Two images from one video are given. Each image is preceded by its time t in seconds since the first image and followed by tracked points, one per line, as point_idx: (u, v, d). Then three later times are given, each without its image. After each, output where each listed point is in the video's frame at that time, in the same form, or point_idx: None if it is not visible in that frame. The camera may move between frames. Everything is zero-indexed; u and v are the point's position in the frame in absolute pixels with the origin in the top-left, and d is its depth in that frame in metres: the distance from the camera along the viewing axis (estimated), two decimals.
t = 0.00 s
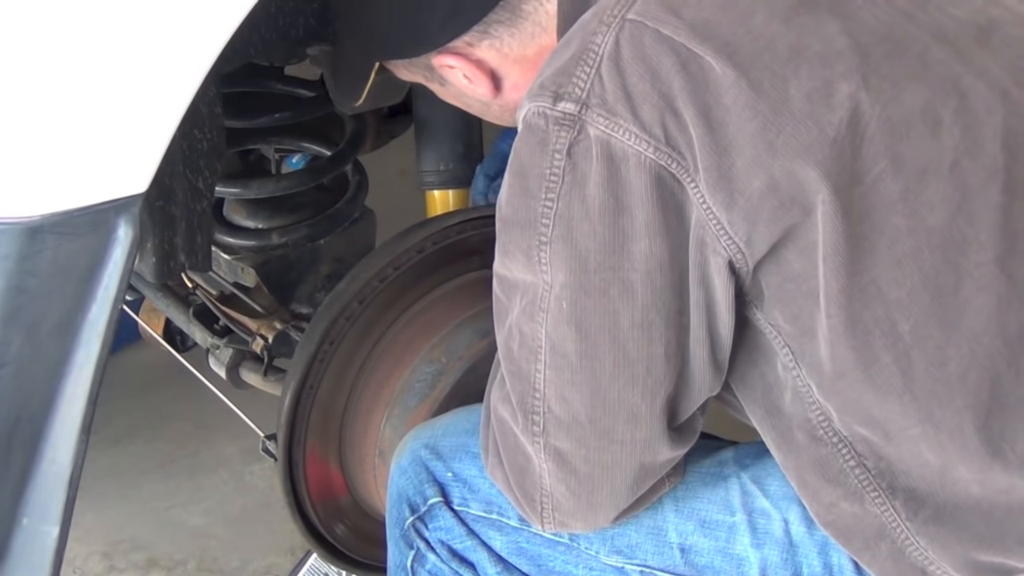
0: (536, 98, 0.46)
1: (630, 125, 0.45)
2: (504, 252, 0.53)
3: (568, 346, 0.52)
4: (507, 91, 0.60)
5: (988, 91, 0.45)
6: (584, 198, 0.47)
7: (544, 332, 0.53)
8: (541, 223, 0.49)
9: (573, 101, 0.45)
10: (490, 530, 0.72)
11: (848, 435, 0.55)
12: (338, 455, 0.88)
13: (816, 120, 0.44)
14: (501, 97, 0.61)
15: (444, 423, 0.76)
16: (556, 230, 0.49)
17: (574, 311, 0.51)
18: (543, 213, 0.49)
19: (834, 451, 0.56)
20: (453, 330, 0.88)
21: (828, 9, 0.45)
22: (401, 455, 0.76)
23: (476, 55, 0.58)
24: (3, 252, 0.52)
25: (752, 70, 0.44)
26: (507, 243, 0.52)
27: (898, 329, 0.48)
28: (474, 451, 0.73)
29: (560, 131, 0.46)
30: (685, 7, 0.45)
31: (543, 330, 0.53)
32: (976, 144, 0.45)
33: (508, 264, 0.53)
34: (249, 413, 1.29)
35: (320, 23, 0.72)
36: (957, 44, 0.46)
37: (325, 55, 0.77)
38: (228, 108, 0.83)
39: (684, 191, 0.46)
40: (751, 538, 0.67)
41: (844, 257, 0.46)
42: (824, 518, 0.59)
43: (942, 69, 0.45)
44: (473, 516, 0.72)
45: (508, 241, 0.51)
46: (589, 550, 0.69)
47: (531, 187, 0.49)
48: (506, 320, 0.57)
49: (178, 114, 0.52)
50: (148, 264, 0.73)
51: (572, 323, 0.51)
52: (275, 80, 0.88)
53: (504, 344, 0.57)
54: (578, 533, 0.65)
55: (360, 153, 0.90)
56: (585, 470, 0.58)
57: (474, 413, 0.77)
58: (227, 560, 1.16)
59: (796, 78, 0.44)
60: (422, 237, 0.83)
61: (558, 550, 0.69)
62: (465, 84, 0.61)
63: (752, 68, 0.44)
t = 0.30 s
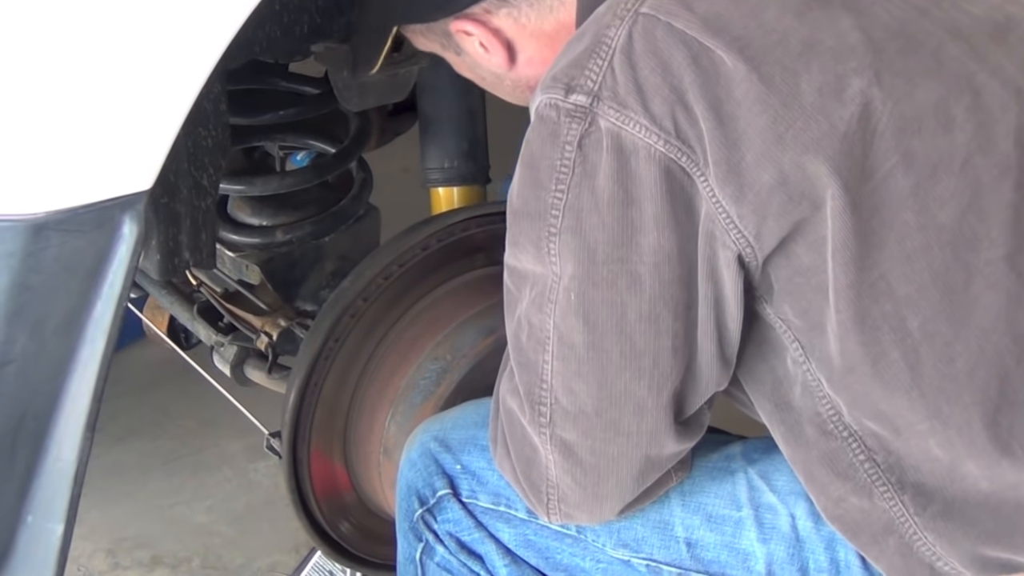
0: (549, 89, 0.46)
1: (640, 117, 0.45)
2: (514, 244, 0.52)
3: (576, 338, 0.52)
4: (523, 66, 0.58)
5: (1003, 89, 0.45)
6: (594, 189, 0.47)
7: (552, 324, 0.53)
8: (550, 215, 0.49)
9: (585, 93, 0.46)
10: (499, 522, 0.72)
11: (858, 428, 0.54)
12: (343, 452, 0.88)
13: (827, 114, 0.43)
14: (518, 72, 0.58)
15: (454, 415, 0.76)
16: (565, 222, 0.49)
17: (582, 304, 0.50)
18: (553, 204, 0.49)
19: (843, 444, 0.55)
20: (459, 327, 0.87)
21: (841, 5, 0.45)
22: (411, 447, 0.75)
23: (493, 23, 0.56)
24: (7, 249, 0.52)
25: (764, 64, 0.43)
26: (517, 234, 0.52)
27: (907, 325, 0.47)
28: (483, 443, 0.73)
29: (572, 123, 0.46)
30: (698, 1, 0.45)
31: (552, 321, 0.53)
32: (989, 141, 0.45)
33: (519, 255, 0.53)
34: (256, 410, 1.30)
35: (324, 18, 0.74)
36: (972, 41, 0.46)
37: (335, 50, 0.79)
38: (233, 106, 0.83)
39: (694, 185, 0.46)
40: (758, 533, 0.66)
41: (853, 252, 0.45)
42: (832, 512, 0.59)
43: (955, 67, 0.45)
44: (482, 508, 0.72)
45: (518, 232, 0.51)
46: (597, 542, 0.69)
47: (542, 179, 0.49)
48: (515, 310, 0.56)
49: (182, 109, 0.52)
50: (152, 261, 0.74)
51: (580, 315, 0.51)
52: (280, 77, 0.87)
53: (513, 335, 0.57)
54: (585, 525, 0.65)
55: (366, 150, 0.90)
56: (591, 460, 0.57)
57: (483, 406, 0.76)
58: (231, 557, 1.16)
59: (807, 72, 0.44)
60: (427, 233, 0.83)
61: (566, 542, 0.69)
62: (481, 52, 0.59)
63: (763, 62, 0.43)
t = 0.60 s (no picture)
0: (551, 72, 0.47)
1: (640, 97, 0.45)
2: (517, 227, 0.53)
3: (577, 318, 0.52)
4: (529, 45, 0.56)
5: (1002, 76, 0.45)
6: (595, 170, 0.48)
7: (554, 305, 0.53)
8: (551, 196, 0.50)
9: (586, 76, 0.46)
10: (503, 510, 0.71)
11: (858, 411, 0.54)
12: (348, 447, 0.88)
13: (823, 96, 0.44)
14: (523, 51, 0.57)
15: (459, 406, 0.77)
16: (566, 202, 0.49)
17: (583, 284, 0.51)
18: (554, 185, 0.49)
19: (843, 427, 0.55)
20: (462, 321, 0.87)
21: None
22: (417, 437, 0.76)
23: None
24: (11, 244, 0.52)
25: (762, 46, 0.44)
26: (519, 216, 0.52)
27: (905, 307, 0.47)
28: (489, 432, 0.73)
29: (573, 105, 0.47)
30: None
31: (554, 303, 0.53)
32: (986, 126, 0.45)
33: (522, 238, 0.53)
34: (260, 406, 1.30)
35: (328, 14, 0.75)
36: (973, 27, 0.46)
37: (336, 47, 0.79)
38: (237, 101, 0.83)
39: (693, 165, 0.47)
40: (761, 521, 0.66)
41: (849, 232, 0.45)
42: (834, 496, 0.58)
43: (954, 53, 0.45)
44: (487, 496, 0.72)
45: (520, 214, 0.52)
46: (600, 529, 0.68)
47: (544, 160, 0.49)
48: (520, 293, 0.57)
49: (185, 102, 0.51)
50: (155, 256, 0.73)
51: (581, 296, 0.51)
52: (284, 72, 0.87)
53: (517, 318, 0.57)
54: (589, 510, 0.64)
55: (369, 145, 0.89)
56: (593, 443, 0.57)
57: (488, 396, 0.77)
58: (236, 552, 1.16)
59: (805, 55, 0.44)
60: (432, 228, 0.84)
61: (570, 529, 0.69)
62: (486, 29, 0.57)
63: (762, 44, 0.44)
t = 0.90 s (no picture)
0: (556, 61, 0.48)
1: (643, 86, 0.46)
2: (522, 215, 0.53)
3: (580, 305, 0.52)
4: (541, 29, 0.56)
5: (1006, 68, 0.45)
6: (598, 157, 0.48)
7: (559, 292, 0.53)
8: (556, 183, 0.50)
9: (590, 64, 0.47)
10: (508, 498, 0.71)
11: (861, 399, 0.54)
12: (350, 440, 0.88)
13: (823, 86, 0.44)
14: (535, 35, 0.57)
15: (465, 394, 0.76)
16: (570, 189, 0.49)
17: (585, 271, 0.51)
18: (558, 172, 0.50)
19: (846, 415, 0.55)
20: (465, 316, 0.87)
21: None
22: (423, 425, 0.75)
23: None
24: (14, 237, 0.52)
25: (763, 36, 0.44)
26: (524, 204, 0.52)
27: (906, 297, 0.47)
28: (494, 420, 0.73)
29: (577, 93, 0.47)
30: None
31: (558, 290, 0.53)
32: (989, 117, 0.45)
33: (527, 226, 0.54)
34: (263, 399, 1.30)
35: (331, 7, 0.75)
36: (976, 18, 0.45)
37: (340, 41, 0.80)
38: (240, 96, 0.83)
39: (695, 154, 0.47)
40: (762, 512, 0.66)
41: (849, 222, 0.45)
42: (834, 485, 0.58)
43: (957, 45, 0.45)
44: (491, 484, 0.72)
45: (525, 203, 0.52)
46: (603, 517, 0.68)
47: (548, 148, 0.50)
48: (525, 282, 0.57)
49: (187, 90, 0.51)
50: (159, 250, 0.74)
51: (584, 284, 0.51)
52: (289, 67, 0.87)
53: (522, 306, 0.57)
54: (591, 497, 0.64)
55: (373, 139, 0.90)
56: (595, 430, 0.57)
57: (493, 386, 0.76)
58: (239, 545, 1.16)
59: (806, 46, 0.44)
60: (435, 223, 0.84)
61: (574, 517, 0.69)
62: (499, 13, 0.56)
63: (763, 34, 0.44)
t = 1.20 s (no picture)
0: (567, 50, 0.47)
1: (652, 77, 0.45)
2: (529, 201, 0.53)
3: (585, 293, 0.52)
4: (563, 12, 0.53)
5: (1017, 62, 0.45)
6: (605, 147, 0.48)
7: (564, 279, 0.53)
8: (563, 171, 0.50)
9: (600, 54, 0.46)
10: (513, 484, 0.71)
11: (869, 388, 0.54)
12: (353, 434, 0.88)
13: (831, 80, 0.43)
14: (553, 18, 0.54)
15: (470, 382, 0.76)
16: (576, 178, 0.49)
17: (590, 260, 0.51)
18: (565, 160, 0.50)
19: (854, 403, 0.55)
20: (468, 311, 0.87)
21: None
22: (428, 413, 0.75)
23: None
24: (17, 231, 0.52)
25: (772, 29, 0.44)
26: (532, 190, 0.52)
27: (911, 291, 0.47)
28: (498, 408, 0.73)
29: (586, 83, 0.47)
30: None
31: (564, 277, 0.53)
32: (1000, 113, 0.44)
33: (534, 212, 0.54)
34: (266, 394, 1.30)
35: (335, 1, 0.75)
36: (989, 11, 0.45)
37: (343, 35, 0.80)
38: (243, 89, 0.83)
39: (701, 145, 0.47)
40: (763, 501, 0.65)
41: (854, 215, 0.45)
42: (838, 473, 0.58)
43: (970, 39, 0.44)
44: (496, 471, 0.72)
45: (533, 189, 0.52)
46: (606, 504, 0.68)
47: (556, 135, 0.50)
48: (532, 267, 0.57)
49: (202, 59, 0.51)
50: (163, 244, 0.74)
51: (589, 272, 0.51)
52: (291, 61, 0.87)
53: (529, 290, 0.57)
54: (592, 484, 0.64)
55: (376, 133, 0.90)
56: (598, 417, 0.57)
57: (499, 375, 0.77)
58: (243, 539, 1.16)
59: (815, 39, 0.43)
60: (438, 217, 0.83)
61: (577, 504, 0.69)
62: None
63: (772, 27, 0.44)
